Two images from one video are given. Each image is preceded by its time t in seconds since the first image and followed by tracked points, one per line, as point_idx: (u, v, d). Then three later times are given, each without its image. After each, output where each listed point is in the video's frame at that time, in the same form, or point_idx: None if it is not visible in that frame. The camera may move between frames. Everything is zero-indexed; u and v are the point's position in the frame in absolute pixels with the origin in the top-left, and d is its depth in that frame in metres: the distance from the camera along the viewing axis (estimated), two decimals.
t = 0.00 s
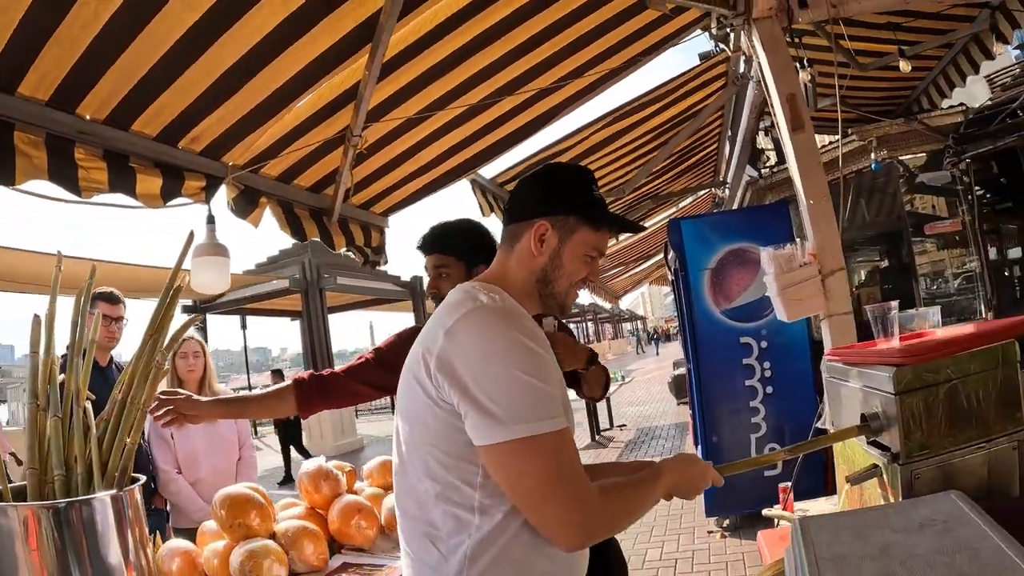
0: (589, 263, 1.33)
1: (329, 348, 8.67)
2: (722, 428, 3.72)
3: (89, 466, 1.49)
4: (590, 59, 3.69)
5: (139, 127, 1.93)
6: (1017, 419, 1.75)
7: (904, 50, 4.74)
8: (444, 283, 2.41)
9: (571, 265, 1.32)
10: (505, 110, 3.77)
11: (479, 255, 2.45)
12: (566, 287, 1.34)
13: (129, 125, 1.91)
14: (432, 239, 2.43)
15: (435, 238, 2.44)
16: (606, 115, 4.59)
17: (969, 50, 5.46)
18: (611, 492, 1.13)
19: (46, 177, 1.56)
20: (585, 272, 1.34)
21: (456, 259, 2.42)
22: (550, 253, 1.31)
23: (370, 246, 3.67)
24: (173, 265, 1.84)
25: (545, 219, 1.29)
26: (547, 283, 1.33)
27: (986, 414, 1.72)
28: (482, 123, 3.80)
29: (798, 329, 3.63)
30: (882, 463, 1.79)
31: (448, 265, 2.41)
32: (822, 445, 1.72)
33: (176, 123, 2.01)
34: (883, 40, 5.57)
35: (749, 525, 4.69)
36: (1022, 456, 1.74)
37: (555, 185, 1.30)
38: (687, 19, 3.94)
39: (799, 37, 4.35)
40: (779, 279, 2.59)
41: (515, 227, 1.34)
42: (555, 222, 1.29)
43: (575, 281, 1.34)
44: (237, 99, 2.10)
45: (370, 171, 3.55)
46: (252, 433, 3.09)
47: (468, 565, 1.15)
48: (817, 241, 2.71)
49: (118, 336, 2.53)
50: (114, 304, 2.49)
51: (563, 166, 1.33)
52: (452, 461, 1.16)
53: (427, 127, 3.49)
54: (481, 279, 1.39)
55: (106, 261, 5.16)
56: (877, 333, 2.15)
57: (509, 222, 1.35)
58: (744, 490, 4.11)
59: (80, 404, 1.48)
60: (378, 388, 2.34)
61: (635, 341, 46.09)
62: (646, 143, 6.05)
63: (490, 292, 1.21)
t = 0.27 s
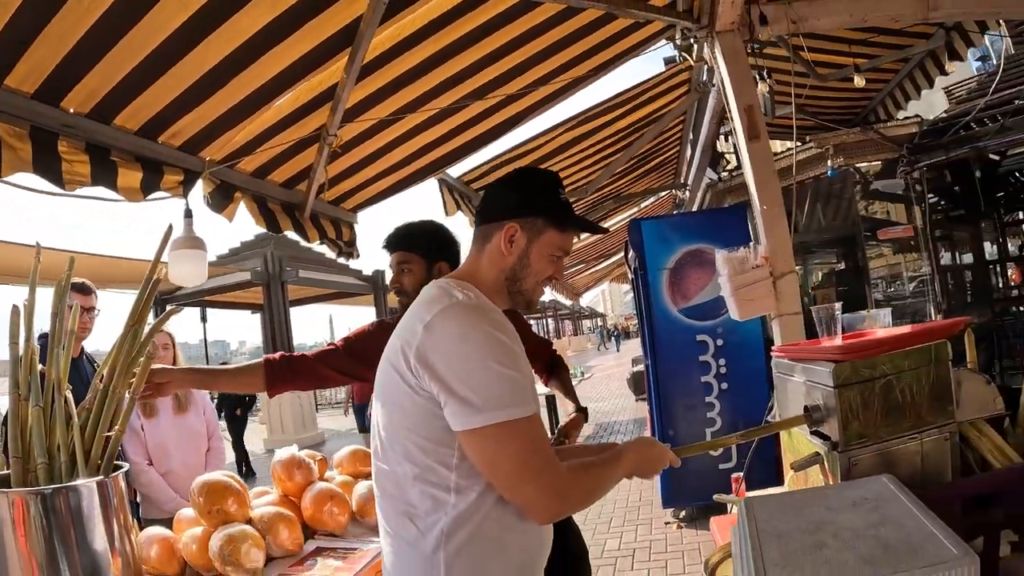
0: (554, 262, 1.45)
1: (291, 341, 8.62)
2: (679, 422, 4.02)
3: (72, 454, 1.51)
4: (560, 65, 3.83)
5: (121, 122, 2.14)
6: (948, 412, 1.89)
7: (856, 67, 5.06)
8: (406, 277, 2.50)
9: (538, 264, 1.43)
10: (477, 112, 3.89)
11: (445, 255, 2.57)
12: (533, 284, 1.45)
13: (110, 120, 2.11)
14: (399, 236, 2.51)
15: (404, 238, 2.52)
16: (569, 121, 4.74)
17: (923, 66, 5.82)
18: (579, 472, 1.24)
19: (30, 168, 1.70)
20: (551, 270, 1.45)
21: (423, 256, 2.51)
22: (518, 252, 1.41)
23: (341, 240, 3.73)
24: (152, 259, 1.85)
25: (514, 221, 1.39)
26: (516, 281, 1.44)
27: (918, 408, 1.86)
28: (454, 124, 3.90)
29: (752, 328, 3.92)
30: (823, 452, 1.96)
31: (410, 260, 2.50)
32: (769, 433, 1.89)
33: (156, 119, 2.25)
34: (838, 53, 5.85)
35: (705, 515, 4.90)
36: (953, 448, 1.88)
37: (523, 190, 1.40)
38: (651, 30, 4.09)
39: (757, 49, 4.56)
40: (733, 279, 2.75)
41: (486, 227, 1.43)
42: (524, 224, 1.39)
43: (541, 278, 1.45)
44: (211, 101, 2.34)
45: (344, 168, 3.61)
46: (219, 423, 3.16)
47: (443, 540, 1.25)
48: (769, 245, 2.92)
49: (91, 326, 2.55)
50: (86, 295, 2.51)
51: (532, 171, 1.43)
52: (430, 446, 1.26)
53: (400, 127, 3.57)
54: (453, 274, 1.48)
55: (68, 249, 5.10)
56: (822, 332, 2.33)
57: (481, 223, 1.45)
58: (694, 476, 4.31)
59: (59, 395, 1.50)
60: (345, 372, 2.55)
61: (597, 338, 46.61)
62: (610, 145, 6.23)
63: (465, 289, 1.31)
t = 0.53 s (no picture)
0: (512, 259, 1.52)
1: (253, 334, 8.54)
2: (638, 417, 4.24)
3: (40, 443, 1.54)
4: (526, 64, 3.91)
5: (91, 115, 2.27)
6: (891, 408, 2.02)
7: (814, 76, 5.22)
8: (366, 274, 2.54)
9: (496, 261, 1.50)
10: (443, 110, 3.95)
11: (404, 253, 2.63)
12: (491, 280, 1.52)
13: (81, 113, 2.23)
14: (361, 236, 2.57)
15: (365, 238, 2.57)
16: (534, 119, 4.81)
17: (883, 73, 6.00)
18: (535, 459, 1.32)
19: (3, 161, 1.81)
20: (509, 266, 1.53)
21: (385, 254, 2.57)
22: (477, 249, 1.48)
23: (306, 234, 3.74)
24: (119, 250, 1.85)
25: (474, 220, 1.46)
26: (475, 276, 1.51)
27: (860, 404, 2.00)
28: (421, 121, 3.95)
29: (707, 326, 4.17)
30: (769, 444, 2.09)
31: (369, 257, 2.55)
32: (720, 424, 2.01)
33: (126, 112, 2.38)
34: (796, 59, 6.05)
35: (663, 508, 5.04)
36: (894, 443, 2.02)
37: (483, 189, 1.46)
38: (615, 34, 4.19)
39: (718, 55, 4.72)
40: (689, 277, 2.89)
41: (447, 225, 1.50)
42: (483, 223, 1.46)
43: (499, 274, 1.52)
44: (176, 100, 2.51)
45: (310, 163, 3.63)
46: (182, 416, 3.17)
47: (404, 525, 1.32)
48: (724, 246, 3.10)
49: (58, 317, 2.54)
50: (52, 286, 2.49)
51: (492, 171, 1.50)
52: (392, 435, 1.32)
53: (367, 124, 3.61)
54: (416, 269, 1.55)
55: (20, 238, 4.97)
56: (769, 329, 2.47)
57: (442, 220, 1.51)
58: (651, 469, 4.46)
59: (28, 386, 1.53)
60: (308, 364, 2.61)
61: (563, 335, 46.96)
62: (574, 143, 6.33)
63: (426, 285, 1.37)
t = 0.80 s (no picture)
0: (479, 256, 1.58)
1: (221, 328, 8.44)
2: (604, 411, 4.39)
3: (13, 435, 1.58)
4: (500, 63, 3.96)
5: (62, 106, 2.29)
6: (846, 405, 2.14)
7: (782, 80, 5.35)
8: (329, 269, 2.58)
9: (463, 258, 1.56)
10: (416, 106, 3.98)
11: (368, 250, 2.66)
12: (458, 276, 1.57)
13: (51, 103, 2.24)
14: (326, 235, 2.61)
15: (331, 237, 2.60)
16: (506, 115, 4.85)
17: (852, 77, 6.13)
18: (502, 449, 1.38)
19: None
20: (475, 262, 1.58)
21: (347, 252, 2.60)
22: (444, 247, 1.54)
23: (276, 229, 3.73)
24: (90, 243, 1.86)
25: (442, 218, 1.51)
26: (442, 273, 1.56)
27: (815, 400, 2.10)
28: (394, 116, 3.98)
29: (674, 325, 4.33)
30: (728, 438, 2.18)
31: (333, 253, 2.59)
32: (681, 418, 2.09)
33: (101, 104, 2.41)
34: (765, 62, 6.19)
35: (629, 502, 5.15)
36: (847, 437, 2.13)
37: (450, 188, 1.51)
38: (586, 35, 4.25)
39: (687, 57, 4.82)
40: (653, 276, 2.98)
41: (416, 222, 1.55)
42: (450, 221, 1.51)
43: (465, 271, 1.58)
44: (152, 92, 2.54)
45: (280, 157, 3.62)
46: (151, 409, 3.17)
47: (374, 513, 1.37)
48: (688, 246, 3.20)
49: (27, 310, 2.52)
50: (22, 278, 2.47)
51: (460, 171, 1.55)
52: (363, 426, 1.37)
53: (339, 119, 3.62)
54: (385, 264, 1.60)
55: None
56: (731, 328, 2.57)
57: (411, 217, 1.56)
58: (616, 464, 4.57)
59: None
60: (279, 361, 2.64)
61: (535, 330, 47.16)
62: (545, 141, 6.40)
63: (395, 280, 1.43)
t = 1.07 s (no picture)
0: (472, 252, 1.63)
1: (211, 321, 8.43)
2: (592, 406, 4.47)
3: (10, 425, 1.62)
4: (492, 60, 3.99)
5: (60, 101, 2.34)
6: (827, 400, 2.20)
7: (772, 80, 5.41)
8: (322, 262, 2.62)
9: (457, 253, 1.60)
10: (409, 102, 4.01)
11: (360, 245, 2.69)
12: (451, 272, 1.62)
13: (47, 97, 2.28)
14: (319, 229, 2.64)
15: (325, 231, 2.64)
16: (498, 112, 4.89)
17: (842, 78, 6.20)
18: (495, 437, 1.43)
19: None
20: (469, 258, 1.63)
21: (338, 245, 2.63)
22: (439, 243, 1.58)
23: (268, 223, 3.75)
24: (88, 237, 1.89)
25: (437, 215, 1.55)
26: (437, 268, 1.61)
27: (798, 395, 2.17)
28: (387, 112, 4.01)
29: (662, 320, 4.42)
30: (712, 431, 2.25)
31: (325, 248, 2.62)
32: (667, 412, 2.15)
33: (99, 97, 2.45)
34: (755, 62, 6.26)
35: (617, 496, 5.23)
36: (828, 430, 2.20)
37: (445, 186, 1.55)
38: (577, 34, 4.29)
39: (679, 56, 4.86)
40: (641, 273, 3.04)
41: (411, 219, 1.59)
42: (445, 218, 1.56)
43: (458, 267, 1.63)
44: (150, 85, 2.57)
45: (273, 152, 3.64)
46: (143, 401, 3.20)
47: (370, 500, 1.42)
48: (676, 243, 3.26)
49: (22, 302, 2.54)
50: (20, 272, 2.50)
51: (454, 168, 1.59)
52: (360, 416, 1.42)
53: (333, 114, 3.65)
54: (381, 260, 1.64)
55: None
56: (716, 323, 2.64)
57: (406, 213, 1.60)
58: (603, 458, 4.64)
59: None
60: (272, 345, 2.72)
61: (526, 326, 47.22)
62: (537, 137, 6.44)
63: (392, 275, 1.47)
